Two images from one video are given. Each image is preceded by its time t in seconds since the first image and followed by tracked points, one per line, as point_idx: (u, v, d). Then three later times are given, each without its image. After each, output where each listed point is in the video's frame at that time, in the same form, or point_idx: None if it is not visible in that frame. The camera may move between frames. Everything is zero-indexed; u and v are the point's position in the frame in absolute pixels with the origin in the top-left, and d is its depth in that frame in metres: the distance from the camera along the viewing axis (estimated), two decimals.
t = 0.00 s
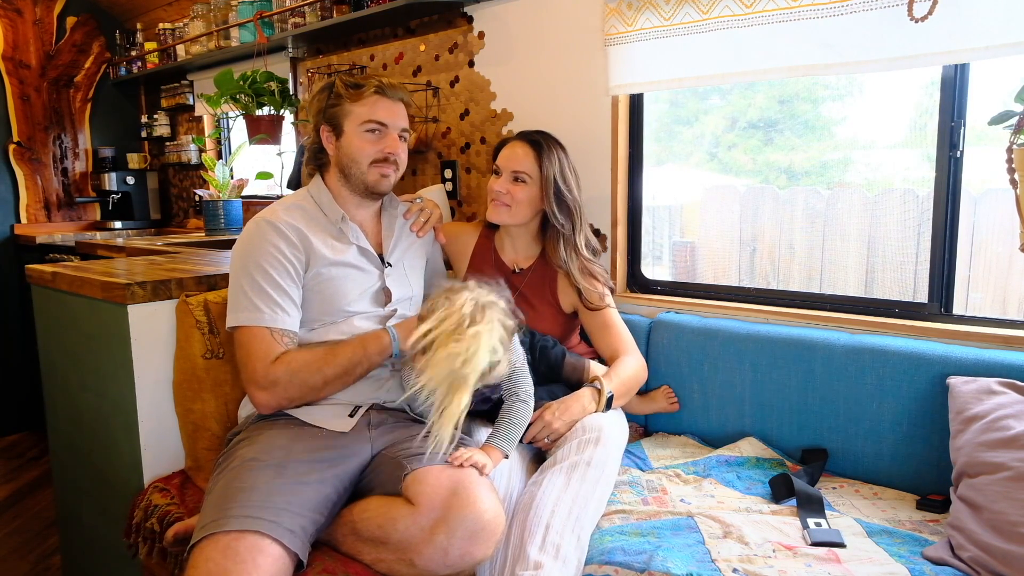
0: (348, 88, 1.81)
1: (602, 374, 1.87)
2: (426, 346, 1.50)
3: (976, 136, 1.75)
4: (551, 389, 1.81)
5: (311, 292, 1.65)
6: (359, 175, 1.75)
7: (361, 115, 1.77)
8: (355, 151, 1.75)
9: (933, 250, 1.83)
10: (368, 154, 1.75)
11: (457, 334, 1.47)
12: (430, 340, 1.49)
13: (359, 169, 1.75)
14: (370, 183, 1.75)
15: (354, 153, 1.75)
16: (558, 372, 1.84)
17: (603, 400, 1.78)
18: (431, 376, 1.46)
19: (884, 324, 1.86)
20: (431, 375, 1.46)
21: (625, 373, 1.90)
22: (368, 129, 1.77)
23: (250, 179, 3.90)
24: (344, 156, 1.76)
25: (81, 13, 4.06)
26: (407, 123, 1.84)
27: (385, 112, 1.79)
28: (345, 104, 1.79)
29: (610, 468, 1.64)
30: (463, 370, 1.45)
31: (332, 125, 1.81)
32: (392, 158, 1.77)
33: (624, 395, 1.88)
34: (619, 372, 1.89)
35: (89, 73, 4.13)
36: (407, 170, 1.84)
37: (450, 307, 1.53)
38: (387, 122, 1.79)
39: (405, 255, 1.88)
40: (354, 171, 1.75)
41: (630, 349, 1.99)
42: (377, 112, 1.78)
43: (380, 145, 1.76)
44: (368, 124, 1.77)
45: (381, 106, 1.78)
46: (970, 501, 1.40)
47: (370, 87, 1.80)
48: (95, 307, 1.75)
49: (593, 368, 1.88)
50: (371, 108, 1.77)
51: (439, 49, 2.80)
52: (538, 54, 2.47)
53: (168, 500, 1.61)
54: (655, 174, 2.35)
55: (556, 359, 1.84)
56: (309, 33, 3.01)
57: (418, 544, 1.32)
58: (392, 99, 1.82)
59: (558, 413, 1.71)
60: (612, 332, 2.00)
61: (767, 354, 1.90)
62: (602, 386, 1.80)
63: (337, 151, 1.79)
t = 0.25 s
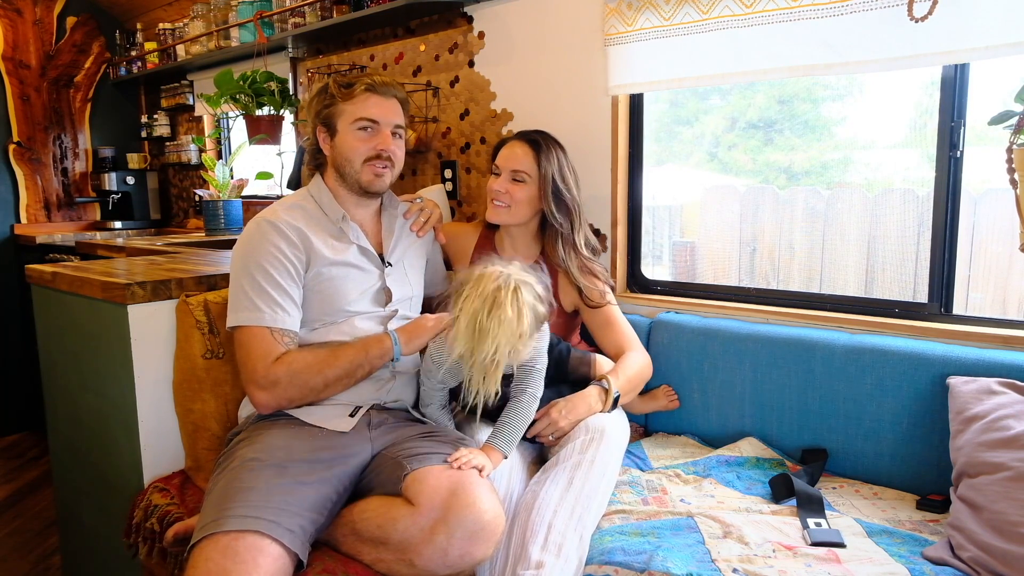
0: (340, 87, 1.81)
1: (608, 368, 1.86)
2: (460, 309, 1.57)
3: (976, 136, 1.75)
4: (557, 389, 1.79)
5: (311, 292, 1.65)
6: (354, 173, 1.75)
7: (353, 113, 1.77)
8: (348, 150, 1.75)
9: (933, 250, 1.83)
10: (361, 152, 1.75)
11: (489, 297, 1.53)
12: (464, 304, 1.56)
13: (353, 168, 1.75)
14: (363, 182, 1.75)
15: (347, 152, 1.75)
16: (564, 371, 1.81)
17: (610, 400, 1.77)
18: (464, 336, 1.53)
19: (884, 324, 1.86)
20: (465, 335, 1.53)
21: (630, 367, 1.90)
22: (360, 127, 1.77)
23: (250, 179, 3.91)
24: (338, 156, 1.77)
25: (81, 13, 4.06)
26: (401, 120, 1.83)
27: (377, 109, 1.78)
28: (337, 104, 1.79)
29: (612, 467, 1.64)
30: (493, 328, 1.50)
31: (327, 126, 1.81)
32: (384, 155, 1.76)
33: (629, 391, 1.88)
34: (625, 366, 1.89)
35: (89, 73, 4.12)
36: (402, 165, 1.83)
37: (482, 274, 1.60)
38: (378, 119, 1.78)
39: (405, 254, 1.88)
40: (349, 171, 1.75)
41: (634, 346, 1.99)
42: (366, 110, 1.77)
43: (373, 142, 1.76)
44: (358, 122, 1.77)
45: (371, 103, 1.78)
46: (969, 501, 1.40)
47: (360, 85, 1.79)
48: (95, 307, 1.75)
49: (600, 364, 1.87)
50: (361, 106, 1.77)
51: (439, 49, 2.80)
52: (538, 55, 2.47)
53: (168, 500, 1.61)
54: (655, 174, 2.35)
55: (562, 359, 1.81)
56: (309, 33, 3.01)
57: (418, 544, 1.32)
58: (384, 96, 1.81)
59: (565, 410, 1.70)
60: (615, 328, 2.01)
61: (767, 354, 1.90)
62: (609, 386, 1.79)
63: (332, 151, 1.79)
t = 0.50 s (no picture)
0: (335, 88, 1.81)
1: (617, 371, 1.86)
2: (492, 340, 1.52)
3: (976, 136, 1.75)
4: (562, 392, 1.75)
5: (310, 292, 1.65)
6: (349, 173, 1.75)
7: (346, 114, 1.77)
8: (344, 150, 1.76)
9: (933, 250, 1.83)
10: (356, 152, 1.75)
11: (527, 343, 1.48)
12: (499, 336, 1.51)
13: (348, 168, 1.75)
14: (359, 182, 1.75)
15: (344, 152, 1.75)
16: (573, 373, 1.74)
17: (620, 401, 1.79)
18: (486, 371, 1.49)
19: (884, 324, 1.86)
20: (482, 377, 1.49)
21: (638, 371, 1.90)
22: (354, 126, 1.77)
23: (250, 179, 3.91)
24: (335, 156, 1.77)
25: (81, 13, 4.06)
26: (397, 118, 1.82)
27: (371, 108, 1.77)
28: (332, 104, 1.80)
29: (613, 467, 1.65)
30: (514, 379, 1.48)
31: (323, 127, 1.82)
32: (379, 153, 1.76)
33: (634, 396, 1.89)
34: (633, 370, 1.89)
35: (89, 73, 4.12)
36: (398, 163, 1.82)
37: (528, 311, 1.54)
38: (372, 118, 1.77)
39: (405, 255, 1.88)
40: (345, 171, 1.76)
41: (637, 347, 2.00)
42: (360, 109, 1.77)
43: (366, 141, 1.76)
44: (353, 121, 1.77)
45: (364, 102, 1.77)
46: (969, 501, 1.40)
47: (354, 84, 1.79)
48: (95, 307, 1.75)
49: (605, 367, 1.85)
50: (355, 105, 1.77)
51: (439, 49, 2.80)
52: (538, 55, 2.47)
53: (168, 500, 1.61)
54: (655, 174, 2.35)
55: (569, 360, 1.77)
56: (309, 33, 3.01)
57: (418, 545, 1.32)
58: (379, 95, 1.80)
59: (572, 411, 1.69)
60: (618, 329, 2.01)
61: (767, 354, 1.90)
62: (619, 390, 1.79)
63: (329, 151, 1.80)
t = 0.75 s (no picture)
0: (333, 88, 1.81)
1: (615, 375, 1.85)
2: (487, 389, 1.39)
3: (976, 136, 1.75)
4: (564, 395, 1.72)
5: (309, 293, 1.65)
6: (348, 174, 1.75)
7: (345, 114, 1.77)
8: (342, 151, 1.76)
9: (933, 250, 1.83)
10: (354, 152, 1.75)
11: (526, 391, 1.37)
12: (494, 385, 1.38)
13: (347, 169, 1.75)
14: (357, 183, 1.75)
15: (342, 153, 1.75)
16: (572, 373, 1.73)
17: (621, 402, 1.75)
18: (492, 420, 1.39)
19: (884, 324, 1.86)
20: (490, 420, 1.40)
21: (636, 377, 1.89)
22: (353, 127, 1.77)
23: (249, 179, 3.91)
24: (334, 158, 1.77)
25: (81, 13, 4.06)
26: (396, 119, 1.82)
27: (369, 108, 1.77)
28: (330, 105, 1.80)
29: (612, 467, 1.66)
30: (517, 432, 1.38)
31: (321, 128, 1.82)
32: (377, 154, 1.76)
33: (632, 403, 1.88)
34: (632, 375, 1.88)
35: (89, 73, 4.12)
36: (398, 164, 1.83)
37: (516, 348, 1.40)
38: (370, 118, 1.77)
39: (405, 255, 1.88)
40: (342, 171, 1.76)
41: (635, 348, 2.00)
42: (359, 109, 1.77)
43: (364, 142, 1.76)
44: (351, 122, 1.77)
45: (362, 102, 1.77)
46: (969, 501, 1.40)
47: (352, 84, 1.79)
48: (95, 307, 1.75)
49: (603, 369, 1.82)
50: (353, 105, 1.77)
51: (439, 49, 2.80)
52: (538, 54, 2.47)
53: (168, 500, 1.61)
54: (654, 175, 2.35)
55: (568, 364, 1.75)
56: (309, 33, 3.01)
57: (418, 545, 1.32)
58: (378, 95, 1.80)
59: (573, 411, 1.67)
60: (618, 331, 2.01)
61: (767, 353, 1.90)
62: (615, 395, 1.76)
63: (328, 152, 1.80)
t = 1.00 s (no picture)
0: (334, 88, 1.81)
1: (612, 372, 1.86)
2: (449, 381, 1.42)
3: (976, 136, 1.75)
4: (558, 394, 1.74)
5: (309, 293, 1.65)
6: (349, 175, 1.75)
7: (345, 115, 1.77)
8: (342, 152, 1.76)
9: (933, 250, 1.83)
10: (355, 153, 1.75)
11: (483, 389, 1.38)
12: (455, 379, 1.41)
13: (347, 169, 1.75)
14: (358, 183, 1.75)
15: (342, 154, 1.75)
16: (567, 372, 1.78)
17: (619, 401, 1.78)
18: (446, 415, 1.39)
19: (884, 324, 1.86)
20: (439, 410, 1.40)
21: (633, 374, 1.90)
22: (353, 128, 1.77)
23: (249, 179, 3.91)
24: (334, 158, 1.77)
25: (81, 13, 4.06)
26: (396, 119, 1.82)
27: (370, 109, 1.77)
28: (331, 105, 1.80)
29: (612, 467, 1.65)
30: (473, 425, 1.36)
31: (322, 128, 1.82)
32: (378, 155, 1.76)
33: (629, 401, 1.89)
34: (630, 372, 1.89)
35: (89, 73, 4.12)
36: (398, 164, 1.83)
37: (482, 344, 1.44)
38: (371, 118, 1.77)
39: (405, 255, 1.88)
40: (343, 172, 1.76)
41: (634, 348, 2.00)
42: (359, 110, 1.77)
43: (365, 142, 1.76)
44: (352, 123, 1.77)
45: (363, 103, 1.77)
46: (969, 501, 1.41)
47: (353, 85, 1.79)
48: (95, 307, 1.75)
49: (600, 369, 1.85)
50: (353, 106, 1.77)
51: (439, 49, 2.80)
52: (538, 55, 2.47)
53: (168, 500, 1.61)
54: (654, 175, 2.35)
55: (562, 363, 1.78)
56: (309, 33, 3.01)
57: (418, 545, 1.32)
58: (378, 95, 1.79)
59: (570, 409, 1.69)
60: (616, 331, 2.01)
61: (767, 353, 1.90)
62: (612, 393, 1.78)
63: (329, 152, 1.80)
